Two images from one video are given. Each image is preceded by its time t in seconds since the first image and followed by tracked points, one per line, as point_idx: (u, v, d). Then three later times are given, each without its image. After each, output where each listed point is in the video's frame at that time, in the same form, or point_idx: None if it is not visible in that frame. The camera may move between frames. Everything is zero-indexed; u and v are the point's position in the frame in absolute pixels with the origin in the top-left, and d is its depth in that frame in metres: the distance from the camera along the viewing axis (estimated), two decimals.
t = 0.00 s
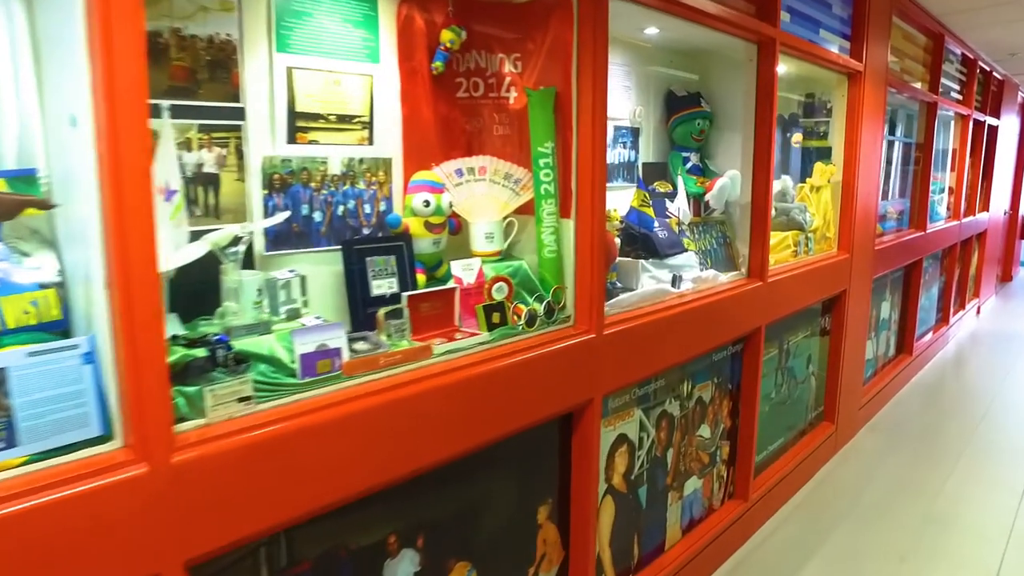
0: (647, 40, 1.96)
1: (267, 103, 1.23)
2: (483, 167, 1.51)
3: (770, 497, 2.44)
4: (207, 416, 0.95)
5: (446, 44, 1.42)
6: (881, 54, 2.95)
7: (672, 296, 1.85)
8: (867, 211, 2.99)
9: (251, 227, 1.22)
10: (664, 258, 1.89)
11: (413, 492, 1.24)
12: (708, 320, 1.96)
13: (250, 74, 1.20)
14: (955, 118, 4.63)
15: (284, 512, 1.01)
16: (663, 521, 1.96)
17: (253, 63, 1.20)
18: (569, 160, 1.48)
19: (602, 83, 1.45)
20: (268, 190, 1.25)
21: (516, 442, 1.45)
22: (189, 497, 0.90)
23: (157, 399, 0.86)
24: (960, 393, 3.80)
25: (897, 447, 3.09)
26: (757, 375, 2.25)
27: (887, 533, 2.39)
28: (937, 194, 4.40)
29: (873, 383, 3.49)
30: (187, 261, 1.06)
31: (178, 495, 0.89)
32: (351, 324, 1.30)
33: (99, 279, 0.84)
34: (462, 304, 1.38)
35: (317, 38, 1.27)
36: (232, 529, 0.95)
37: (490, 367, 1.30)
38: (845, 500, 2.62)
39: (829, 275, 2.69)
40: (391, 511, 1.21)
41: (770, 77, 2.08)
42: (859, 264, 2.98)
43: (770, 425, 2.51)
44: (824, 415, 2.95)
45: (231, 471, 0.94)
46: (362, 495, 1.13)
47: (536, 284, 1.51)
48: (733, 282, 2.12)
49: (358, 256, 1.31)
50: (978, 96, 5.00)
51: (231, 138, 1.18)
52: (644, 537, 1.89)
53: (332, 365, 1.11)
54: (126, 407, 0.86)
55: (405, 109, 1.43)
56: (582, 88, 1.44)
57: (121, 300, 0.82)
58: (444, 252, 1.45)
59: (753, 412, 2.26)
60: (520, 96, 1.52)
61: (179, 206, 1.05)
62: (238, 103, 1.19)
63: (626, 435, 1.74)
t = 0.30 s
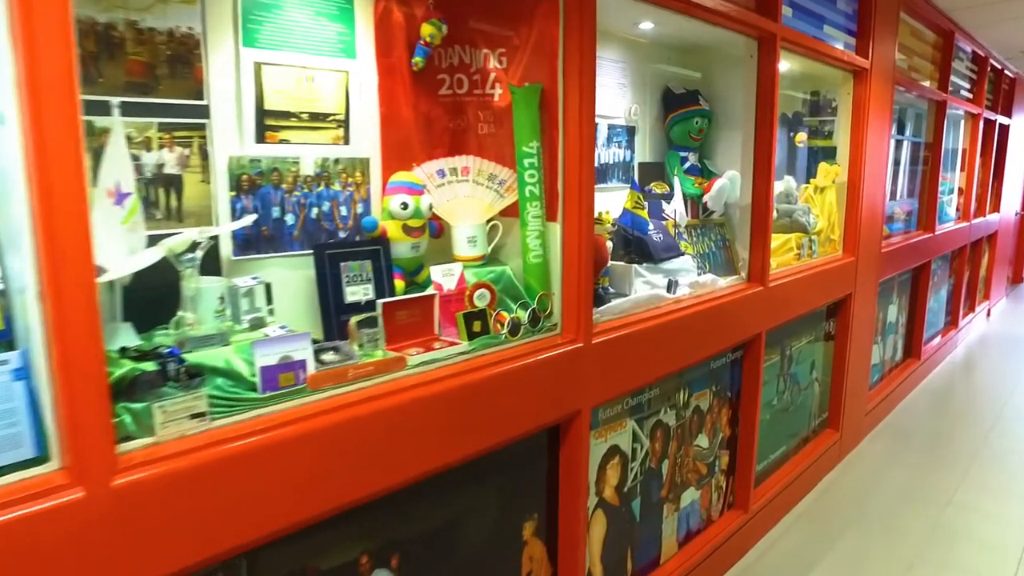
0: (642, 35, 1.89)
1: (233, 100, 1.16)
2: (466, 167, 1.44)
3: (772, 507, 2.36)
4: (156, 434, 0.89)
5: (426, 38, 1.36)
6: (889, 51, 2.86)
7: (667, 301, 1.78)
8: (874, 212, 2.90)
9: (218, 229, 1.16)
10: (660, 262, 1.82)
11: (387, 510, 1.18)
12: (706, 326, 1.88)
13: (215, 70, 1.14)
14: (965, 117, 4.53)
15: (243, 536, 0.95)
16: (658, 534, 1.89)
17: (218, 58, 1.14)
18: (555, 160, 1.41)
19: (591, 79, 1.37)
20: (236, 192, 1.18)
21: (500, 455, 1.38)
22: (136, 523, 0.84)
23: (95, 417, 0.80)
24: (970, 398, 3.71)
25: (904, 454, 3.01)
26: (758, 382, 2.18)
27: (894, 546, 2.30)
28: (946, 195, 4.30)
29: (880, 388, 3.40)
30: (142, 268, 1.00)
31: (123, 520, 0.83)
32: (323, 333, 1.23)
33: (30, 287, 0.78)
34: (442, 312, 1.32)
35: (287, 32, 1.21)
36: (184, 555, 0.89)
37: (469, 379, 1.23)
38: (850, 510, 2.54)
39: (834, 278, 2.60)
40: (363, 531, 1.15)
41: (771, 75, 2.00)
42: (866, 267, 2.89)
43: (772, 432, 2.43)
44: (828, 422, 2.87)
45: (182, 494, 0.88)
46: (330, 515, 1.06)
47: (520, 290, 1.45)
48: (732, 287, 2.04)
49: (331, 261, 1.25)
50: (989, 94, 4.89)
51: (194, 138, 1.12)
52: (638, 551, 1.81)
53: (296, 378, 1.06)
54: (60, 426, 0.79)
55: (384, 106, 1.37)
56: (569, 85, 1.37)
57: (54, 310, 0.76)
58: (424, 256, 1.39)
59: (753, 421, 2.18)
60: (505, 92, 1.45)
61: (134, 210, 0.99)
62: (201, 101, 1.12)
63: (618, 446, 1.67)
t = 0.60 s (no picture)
0: (640, 29, 1.81)
1: (201, 98, 1.11)
2: (451, 168, 1.38)
3: (777, 520, 2.28)
4: (104, 453, 0.84)
5: (408, 33, 1.30)
6: (901, 48, 2.76)
7: (665, 308, 1.71)
8: (885, 215, 2.81)
9: (184, 233, 1.10)
10: (657, 267, 1.74)
11: (361, 529, 1.12)
12: (706, 334, 1.81)
13: (180, 66, 1.08)
14: (981, 116, 4.41)
15: (200, 562, 0.89)
16: (656, 550, 1.82)
17: (184, 53, 1.08)
18: (544, 161, 1.34)
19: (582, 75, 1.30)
20: (204, 194, 1.12)
21: (485, 470, 1.32)
22: (79, 550, 0.78)
23: (29, 433, 0.75)
24: (985, 406, 3.60)
25: (916, 464, 2.92)
26: (762, 391, 2.09)
27: (904, 561, 2.22)
28: (961, 196, 4.19)
29: (891, 394, 3.31)
30: (95, 278, 0.95)
31: (63, 548, 0.77)
32: (296, 342, 1.18)
33: None
34: (423, 320, 1.26)
35: (258, 26, 1.16)
36: None
37: (450, 391, 1.17)
38: (859, 523, 2.45)
39: (844, 282, 2.52)
40: (334, 552, 1.09)
41: (775, 71, 1.92)
42: (877, 270, 2.80)
43: (778, 442, 2.35)
44: (837, 430, 2.78)
45: (133, 519, 0.82)
46: (298, 537, 1.00)
47: (506, 297, 1.37)
48: (735, 292, 1.96)
49: (304, 266, 1.19)
50: (1006, 93, 4.77)
51: (158, 138, 1.06)
52: (634, 567, 1.75)
53: (260, 393, 1.00)
54: None
55: (364, 104, 1.31)
56: (559, 82, 1.30)
57: None
58: (407, 261, 1.32)
59: (757, 432, 2.10)
60: (493, 90, 1.39)
61: (86, 214, 0.94)
62: (167, 99, 1.07)
63: (613, 459, 1.60)
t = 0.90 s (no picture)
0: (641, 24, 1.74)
1: (169, 96, 1.06)
2: (437, 170, 1.32)
3: (786, 534, 2.20)
4: (48, 472, 0.78)
5: (393, 29, 1.24)
6: (921, 44, 2.66)
7: (666, 315, 1.64)
8: (903, 217, 2.71)
9: (150, 238, 1.05)
10: (658, 272, 1.67)
11: (336, 549, 1.07)
12: (711, 342, 1.73)
13: (146, 63, 1.03)
14: (1005, 115, 4.27)
15: None
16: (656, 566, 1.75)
17: (151, 49, 1.03)
18: (535, 161, 1.28)
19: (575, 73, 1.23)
20: (173, 197, 1.07)
21: (471, 486, 1.26)
22: None
23: None
24: (1008, 415, 3.47)
25: (934, 475, 2.81)
26: (770, 401, 2.01)
27: None
28: (984, 197, 4.06)
29: (909, 403, 3.20)
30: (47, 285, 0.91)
31: None
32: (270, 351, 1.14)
33: None
34: (405, 329, 1.21)
35: (231, 21, 1.10)
36: None
37: (430, 404, 1.11)
38: (874, 538, 2.35)
39: (859, 288, 2.43)
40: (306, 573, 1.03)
41: (785, 69, 1.83)
42: (894, 275, 2.70)
43: (787, 453, 2.27)
44: (850, 440, 2.69)
45: (80, 542, 0.77)
46: (264, 559, 0.95)
47: (494, 304, 1.32)
48: (742, 298, 1.89)
49: (277, 272, 1.14)
50: None
51: (122, 138, 1.01)
52: None
53: (222, 407, 0.94)
54: None
55: (346, 103, 1.25)
56: (549, 78, 1.23)
57: None
58: (390, 266, 1.27)
59: (765, 443, 2.02)
60: (482, 87, 1.32)
61: (38, 218, 0.87)
62: (133, 97, 1.02)
63: (609, 474, 1.54)
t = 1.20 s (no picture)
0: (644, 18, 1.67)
1: (137, 95, 1.02)
2: (422, 172, 1.27)
3: (797, 550, 2.12)
4: None
5: (375, 24, 1.19)
6: (944, 41, 2.56)
7: (667, 323, 1.57)
8: (923, 220, 2.61)
9: (116, 242, 1.01)
10: (659, 278, 1.61)
11: (308, 568, 1.02)
12: (716, 351, 1.65)
13: (111, 60, 0.99)
14: None
15: None
16: None
17: (115, 46, 0.99)
18: (524, 163, 1.22)
19: (566, 70, 1.16)
20: (142, 200, 1.04)
21: (456, 501, 1.20)
22: None
23: None
24: None
25: (956, 489, 2.70)
26: (780, 411, 1.93)
27: None
28: (1012, 200, 3.92)
29: (930, 413, 3.09)
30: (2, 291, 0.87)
31: None
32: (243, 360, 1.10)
33: None
34: (385, 338, 1.16)
35: (203, 16, 1.06)
36: None
37: (409, 416, 1.05)
38: (890, 555, 2.26)
39: (876, 294, 2.33)
40: None
41: (796, 63, 1.75)
42: (914, 281, 2.60)
43: (799, 465, 2.18)
44: (867, 452, 2.59)
45: (23, 564, 0.72)
46: None
47: (479, 313, 1.26)
48: (750, 305, 1.81)
49: (249, 278, 1.10)
50: None
51: (86, 138, 0.97)
52: None
53: (182, 420, 0.90)
54: None
55: (327, 102, 1.20)
56: (538, 75, 1.17)
57: None
58: (372, 271, 1.23)
59: (774, 456, 1.94)
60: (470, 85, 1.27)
61: None
62: (97, 96, 0.98)
63: (605, 488, 1.47)
